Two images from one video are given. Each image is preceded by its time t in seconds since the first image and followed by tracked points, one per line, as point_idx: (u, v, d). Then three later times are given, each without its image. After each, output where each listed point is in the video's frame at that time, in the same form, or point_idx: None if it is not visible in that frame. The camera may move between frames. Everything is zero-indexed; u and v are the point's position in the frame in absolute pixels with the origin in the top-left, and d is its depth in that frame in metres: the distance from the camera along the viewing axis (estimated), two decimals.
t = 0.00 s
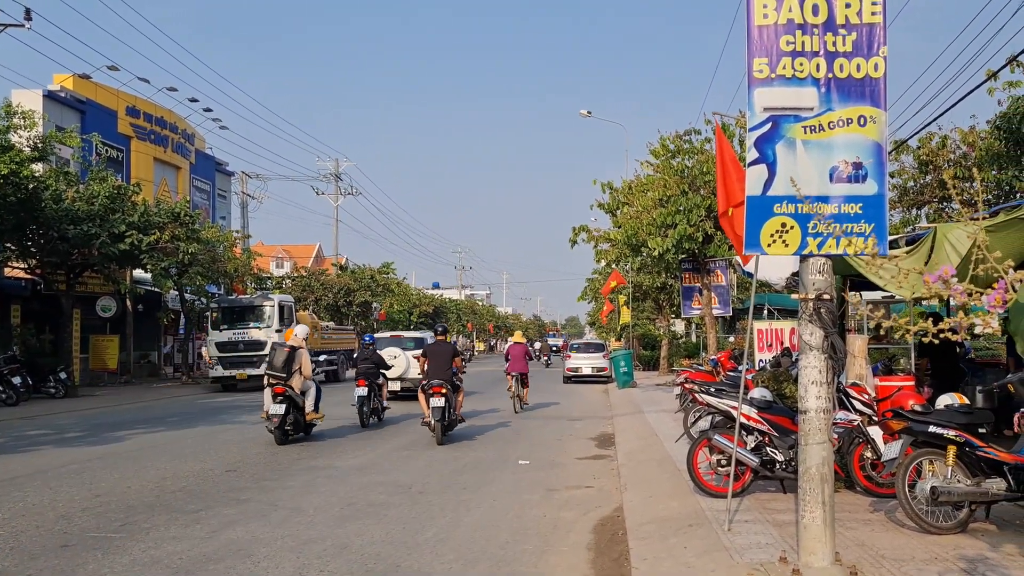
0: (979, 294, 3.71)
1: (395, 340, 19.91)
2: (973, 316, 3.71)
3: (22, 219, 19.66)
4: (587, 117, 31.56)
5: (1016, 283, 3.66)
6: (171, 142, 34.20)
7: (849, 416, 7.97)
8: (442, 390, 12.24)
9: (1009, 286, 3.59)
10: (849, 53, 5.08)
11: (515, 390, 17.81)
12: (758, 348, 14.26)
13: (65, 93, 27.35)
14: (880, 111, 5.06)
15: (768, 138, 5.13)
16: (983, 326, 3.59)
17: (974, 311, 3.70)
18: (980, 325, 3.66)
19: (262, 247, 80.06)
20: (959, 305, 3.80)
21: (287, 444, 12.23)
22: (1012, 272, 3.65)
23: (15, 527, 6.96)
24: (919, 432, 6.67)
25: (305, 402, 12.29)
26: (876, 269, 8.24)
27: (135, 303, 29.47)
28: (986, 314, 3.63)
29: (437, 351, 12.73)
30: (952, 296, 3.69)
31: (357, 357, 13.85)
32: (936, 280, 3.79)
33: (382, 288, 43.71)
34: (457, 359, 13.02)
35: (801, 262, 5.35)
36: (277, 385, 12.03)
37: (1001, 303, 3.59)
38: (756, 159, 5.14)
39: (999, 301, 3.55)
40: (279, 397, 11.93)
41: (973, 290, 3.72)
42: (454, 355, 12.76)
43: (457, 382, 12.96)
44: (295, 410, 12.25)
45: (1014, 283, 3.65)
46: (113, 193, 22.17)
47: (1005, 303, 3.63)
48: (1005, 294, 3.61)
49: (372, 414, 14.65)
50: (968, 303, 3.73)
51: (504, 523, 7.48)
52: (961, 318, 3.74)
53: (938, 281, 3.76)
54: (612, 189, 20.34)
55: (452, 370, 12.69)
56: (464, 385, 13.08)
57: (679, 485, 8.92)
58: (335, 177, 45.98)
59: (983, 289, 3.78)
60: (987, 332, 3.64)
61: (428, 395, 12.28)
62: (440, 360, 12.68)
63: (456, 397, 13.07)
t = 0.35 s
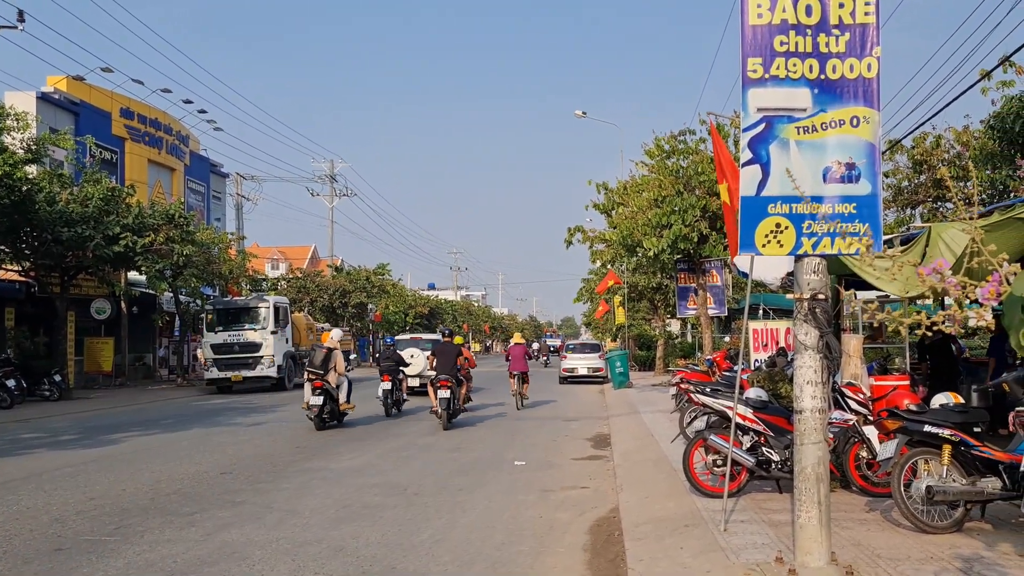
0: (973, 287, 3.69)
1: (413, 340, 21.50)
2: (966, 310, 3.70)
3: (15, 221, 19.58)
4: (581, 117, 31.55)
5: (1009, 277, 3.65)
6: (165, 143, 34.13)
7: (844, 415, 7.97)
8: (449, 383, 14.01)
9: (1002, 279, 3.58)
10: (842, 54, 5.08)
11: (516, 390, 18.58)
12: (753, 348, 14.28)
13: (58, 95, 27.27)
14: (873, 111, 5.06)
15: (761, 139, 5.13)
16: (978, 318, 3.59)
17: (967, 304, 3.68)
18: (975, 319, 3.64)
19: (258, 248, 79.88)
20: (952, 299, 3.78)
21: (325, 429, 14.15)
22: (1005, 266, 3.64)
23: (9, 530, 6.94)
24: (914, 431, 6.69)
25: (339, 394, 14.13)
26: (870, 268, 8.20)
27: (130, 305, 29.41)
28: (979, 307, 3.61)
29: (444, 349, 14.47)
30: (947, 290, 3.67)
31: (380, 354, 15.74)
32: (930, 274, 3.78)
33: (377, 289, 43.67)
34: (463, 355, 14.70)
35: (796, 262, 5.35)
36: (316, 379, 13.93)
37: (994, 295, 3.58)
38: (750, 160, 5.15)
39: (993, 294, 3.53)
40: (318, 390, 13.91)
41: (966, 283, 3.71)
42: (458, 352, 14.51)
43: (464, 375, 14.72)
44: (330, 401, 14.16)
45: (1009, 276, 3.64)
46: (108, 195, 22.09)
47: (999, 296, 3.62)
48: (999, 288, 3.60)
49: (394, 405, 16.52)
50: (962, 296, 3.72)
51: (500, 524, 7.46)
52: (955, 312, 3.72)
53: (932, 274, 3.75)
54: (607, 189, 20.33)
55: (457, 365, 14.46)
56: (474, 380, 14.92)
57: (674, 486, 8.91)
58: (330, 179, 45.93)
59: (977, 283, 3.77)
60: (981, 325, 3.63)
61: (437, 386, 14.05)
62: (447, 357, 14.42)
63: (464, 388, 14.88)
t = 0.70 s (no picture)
0: (969, 273, 3.65)
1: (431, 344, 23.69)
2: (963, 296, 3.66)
3: (10, 224, 19.51)
4: (578, 117, 31.54)
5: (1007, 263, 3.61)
6: (161, 145, 34.06)
7: (841, 414, 7.97)
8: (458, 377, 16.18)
9: (998, 266, 3.55)
10: (838, 51, 5.08)
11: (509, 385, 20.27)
12: (750, 347, 14.29)
13: (53, 98, 27.21)
14: (869, 109, 5.06)
15: (757, 138, 5.13)
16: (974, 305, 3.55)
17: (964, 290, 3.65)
18: (969, 306, 3.61)
19: (254, 250, 79.75)
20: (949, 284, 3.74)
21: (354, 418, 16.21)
22: (1002, 254, 3.61)
23: (5, 533, 6.91)
24: (911, 429, 6.70)
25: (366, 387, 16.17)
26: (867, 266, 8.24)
27: (126, 308, 29.36)
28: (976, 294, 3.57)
29: (451, 348, 16.65)
30: (943, 274, 3.62)
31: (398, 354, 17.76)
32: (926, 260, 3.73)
33: (374, 290, 43.64)
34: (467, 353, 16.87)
35: (792, 261, 5.33)
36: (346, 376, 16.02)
37: (990, 282, 3.54)
38: (745, 158, 5.14)
39: (988, 281, 3.49)
40: (349, 385, 15.98)
41: (962, 270, 3.67)
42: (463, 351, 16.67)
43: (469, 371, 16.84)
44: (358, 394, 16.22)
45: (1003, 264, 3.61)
46: (103, 197, 22.00)
47: (995, 283, 3.58)
48: (996, 275, 3.57)
49: (411, 399, 18.66)
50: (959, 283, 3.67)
51: (497, 525, 7.45)
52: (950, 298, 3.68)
53: (928, 259, 3.70)
54: (603, 189, 20.33)
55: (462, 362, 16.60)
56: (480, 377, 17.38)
57: (672, 485, 8.91)
58: (326, 180, 45.89)
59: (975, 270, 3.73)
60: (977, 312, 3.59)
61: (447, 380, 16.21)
62: (454, 355, 16.60)
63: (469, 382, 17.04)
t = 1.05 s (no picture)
0: (971, 281, 3.63)
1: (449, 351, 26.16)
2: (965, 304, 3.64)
3: (9, 225, 19.48)
4: (577, 117, 31.44)
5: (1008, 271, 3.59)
6: (159, 146, 34.03)
7: (840, 413, 7.96)
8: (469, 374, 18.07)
9: (1000, 274, 3.54)
10: (837, 50, 5.07)
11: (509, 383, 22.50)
12: (749, 347, 14.30)
13: (52, 99, 27.19)
14: (868, 107, 5.05)
15: (756, 136, 5.13)
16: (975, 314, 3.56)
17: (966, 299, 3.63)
18: (971, 314, 3.59)
19: (252, 250, 79.69)
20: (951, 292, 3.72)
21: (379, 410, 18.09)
22: (1003, 261, 3.59)
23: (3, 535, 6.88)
24: (910, 429, 6.70)
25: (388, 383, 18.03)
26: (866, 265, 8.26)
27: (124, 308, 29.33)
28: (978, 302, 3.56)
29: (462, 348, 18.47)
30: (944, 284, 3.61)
31: (416, 353, 19.65)
32: (927, 269, 3.72)
33: (372, 291, 43.62)
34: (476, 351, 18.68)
35: (791, 260, 5.32)
36: (372, 371, 17.92)
37: (992, 290, 3.53)
38: (744, 157, 5.13)
39: (989, 288, 3.48)
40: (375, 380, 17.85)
41: (964, 278, 3.67)
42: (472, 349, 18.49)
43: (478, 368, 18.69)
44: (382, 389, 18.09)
45: (1006, 271, 3.60)
46: (101, 198, 21.94)
47: (997, 290, 3.56)
48: (997, 283, 3.55)
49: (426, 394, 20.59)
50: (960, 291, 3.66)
51: (497, 525, 7.45)
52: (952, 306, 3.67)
53: (929, 269, 3.69)
54: (601, 188, 20.33)
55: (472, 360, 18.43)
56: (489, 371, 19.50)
57: (671, 485, 8.91)
58: (324, 180, 45.85)
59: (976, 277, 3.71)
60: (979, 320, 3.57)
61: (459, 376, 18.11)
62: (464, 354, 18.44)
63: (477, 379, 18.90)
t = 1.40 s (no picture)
0: (966, 275, 3.62)
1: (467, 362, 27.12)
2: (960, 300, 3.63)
3: (7, 226, 19.45)
4: (575, 117, 31.47)
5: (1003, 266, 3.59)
6: (157, 146, 34.00)
7: (838, 413, 7.97)
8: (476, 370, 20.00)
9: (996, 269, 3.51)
10: (836, 48, 5.06)
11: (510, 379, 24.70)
12: (747, 346, 14.32)
13: (49, 99, 27.14)
14: (868, 106, 5.04)
15: (754, 135, 5.13)
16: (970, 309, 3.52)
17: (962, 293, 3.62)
18: (967, 309, 3.56)
19: (250, 251, 79.68)
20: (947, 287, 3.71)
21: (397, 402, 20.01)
22: (999, 257, 3.59)
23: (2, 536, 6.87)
24: (908, 428, 6.69)
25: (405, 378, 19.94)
26: (865, 264, 8.30)
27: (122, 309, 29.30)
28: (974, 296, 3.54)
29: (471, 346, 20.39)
30: (940, 278, 3.60)
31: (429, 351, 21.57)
32: (923, 264, 3.72)
33: (371, 291, 43.64)
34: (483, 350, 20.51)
35: (790, 259, 5.31)
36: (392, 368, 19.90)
37: (988, 286, 3.50)
38: (742, 156, 5.13)
39: (986, 284, 3.47)
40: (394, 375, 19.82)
41: (960, 272, 3.63)
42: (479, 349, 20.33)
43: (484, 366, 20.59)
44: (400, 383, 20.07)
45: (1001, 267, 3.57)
46: (99, 198, 21.91)
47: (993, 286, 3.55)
48: (993, 278, 3.54)
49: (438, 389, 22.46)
50: (956, 286, 3.65)
51: (495, 525, 7.43)
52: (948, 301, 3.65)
53: (925, 263, 3.66)
54: (599, 188, 20.34)
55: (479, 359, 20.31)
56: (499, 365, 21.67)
57: (670, 485, 8.90)
58: (322, 180, 45.82)
59: (972, 273, 3.70)
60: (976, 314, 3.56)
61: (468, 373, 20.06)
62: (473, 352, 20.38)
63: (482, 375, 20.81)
